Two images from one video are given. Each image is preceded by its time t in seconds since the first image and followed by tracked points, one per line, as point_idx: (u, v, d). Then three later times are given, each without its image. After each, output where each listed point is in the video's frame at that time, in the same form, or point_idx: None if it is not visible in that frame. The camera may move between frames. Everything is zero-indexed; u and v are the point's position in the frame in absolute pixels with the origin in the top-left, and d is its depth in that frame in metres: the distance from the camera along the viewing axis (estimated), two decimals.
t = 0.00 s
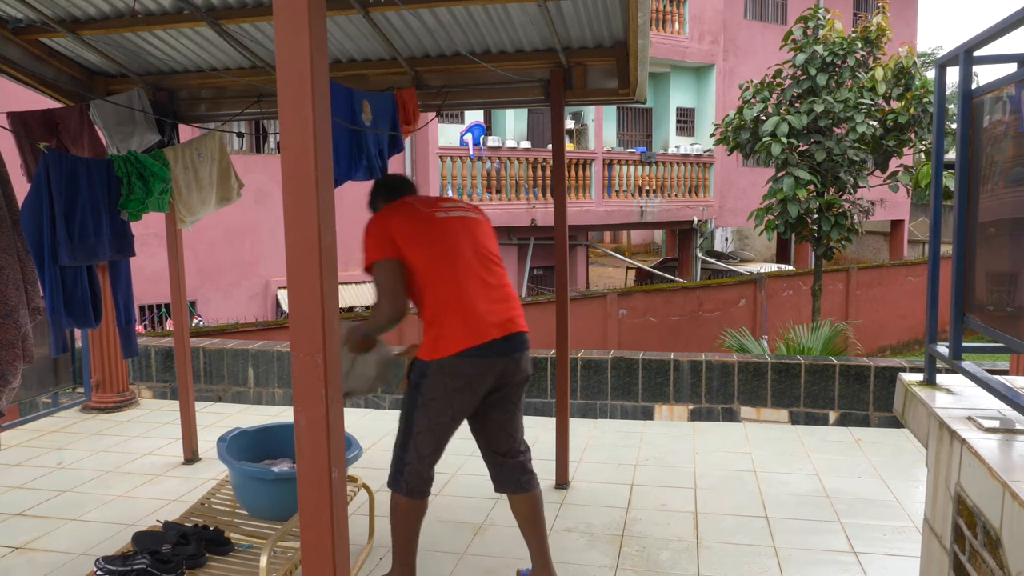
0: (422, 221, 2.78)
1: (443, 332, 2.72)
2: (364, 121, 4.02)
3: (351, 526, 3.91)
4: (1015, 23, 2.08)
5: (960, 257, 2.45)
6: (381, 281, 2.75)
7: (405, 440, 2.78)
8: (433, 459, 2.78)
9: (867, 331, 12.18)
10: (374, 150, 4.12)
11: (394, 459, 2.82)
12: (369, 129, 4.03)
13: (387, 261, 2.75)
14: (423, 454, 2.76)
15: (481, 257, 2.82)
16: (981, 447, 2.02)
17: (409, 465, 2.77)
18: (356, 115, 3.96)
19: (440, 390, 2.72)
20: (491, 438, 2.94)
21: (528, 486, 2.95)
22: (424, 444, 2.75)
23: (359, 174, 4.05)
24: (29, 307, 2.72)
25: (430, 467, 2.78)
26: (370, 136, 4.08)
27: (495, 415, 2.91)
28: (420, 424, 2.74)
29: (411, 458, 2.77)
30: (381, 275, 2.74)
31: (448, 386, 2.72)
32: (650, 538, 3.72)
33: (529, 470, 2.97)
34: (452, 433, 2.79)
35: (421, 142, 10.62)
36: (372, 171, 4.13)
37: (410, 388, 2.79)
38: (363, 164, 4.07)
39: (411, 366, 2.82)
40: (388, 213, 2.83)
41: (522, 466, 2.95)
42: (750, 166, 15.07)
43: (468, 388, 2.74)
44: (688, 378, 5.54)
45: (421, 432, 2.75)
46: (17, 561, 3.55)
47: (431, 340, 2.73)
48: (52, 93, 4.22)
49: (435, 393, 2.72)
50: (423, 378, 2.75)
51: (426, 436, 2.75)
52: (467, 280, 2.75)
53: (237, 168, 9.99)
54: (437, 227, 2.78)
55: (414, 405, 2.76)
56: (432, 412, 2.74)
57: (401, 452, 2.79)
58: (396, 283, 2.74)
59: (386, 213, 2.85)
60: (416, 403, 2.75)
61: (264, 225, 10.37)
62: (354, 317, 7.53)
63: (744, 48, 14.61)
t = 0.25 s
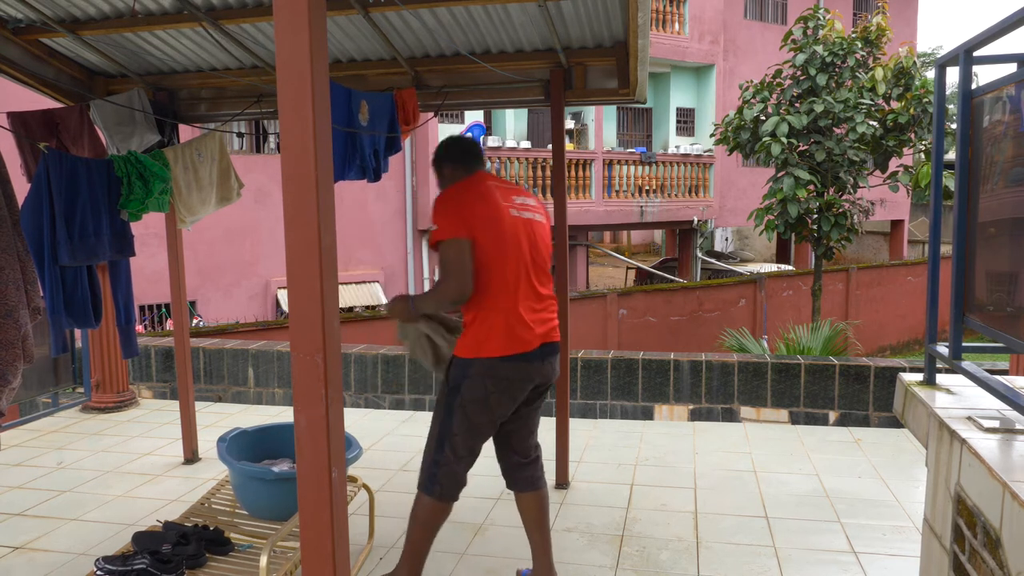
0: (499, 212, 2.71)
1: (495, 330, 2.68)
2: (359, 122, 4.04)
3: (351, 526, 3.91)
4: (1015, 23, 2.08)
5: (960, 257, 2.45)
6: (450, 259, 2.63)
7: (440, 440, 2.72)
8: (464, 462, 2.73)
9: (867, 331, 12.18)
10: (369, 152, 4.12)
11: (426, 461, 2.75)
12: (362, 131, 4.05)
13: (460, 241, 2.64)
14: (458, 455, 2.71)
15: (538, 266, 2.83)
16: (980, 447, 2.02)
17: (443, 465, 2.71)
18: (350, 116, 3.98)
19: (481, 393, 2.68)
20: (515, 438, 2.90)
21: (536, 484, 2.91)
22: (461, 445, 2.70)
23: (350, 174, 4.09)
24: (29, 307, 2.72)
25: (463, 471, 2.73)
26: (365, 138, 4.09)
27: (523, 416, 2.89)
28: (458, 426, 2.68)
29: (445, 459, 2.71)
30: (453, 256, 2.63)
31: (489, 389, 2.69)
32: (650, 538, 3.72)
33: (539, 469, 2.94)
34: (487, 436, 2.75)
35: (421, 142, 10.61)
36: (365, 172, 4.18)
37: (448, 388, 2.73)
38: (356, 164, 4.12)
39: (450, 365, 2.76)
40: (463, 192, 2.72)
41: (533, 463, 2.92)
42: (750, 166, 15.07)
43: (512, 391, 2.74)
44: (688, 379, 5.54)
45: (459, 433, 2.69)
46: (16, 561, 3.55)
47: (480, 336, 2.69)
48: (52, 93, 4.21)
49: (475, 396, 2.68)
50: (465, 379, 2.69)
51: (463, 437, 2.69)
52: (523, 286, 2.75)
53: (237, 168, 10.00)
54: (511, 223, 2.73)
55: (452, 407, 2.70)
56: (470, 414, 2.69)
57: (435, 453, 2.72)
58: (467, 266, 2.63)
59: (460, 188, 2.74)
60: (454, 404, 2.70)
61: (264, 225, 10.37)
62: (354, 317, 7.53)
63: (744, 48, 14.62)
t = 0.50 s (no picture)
0: (540, 213, 2.69)
1: (515, 331, 2.67)
2: (363, 122, 4.03)
3: (351, 526, 3.91)
4: (1015, 23, 2.08)
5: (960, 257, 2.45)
6: (485, 249, 2.60)
7: (449, 429, 2.69)
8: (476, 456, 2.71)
9: (867, 331, 12.18)
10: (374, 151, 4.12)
11: (436, 450, 2.72)
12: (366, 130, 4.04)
13: (498, 234, 2.61)
14: (467, 444, 2.68)
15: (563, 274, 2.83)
16: (980, 447, 2.02)
17: (453, 454, 2.68)
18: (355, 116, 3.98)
19: (490, 382, 2.67)
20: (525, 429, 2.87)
21: (548, 482, 2.89)
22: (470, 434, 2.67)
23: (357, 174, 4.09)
24: (29, 307, 2.72)
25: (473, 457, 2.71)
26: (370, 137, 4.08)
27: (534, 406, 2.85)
28: (467, 413, 2.67)
29: (455, 448, 2.68)
30: (489, 248, 2.60)
31: (499, 378, 2.68)
32: (650, 537, 3.72)
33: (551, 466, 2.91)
34: (497, 427, 2.72)
35: (421, 142, 10.61)
36: (373, 171, 4.19)
37: (458, 378, 2.72)
38: (362, 164, 4.12)
39: (461, 355, 2.76)
40: (509, 180, 2.68)
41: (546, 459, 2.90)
42: (750, 166, 15.07)
43: (527, 377, 2.71)
44: (688, 379, 5.54)
45: (466, 422, 2.67)
46: (16, 561, 3.55)
47: (497, 332, 2.68)
48: (52, 93, 4.21)
49: (485, 385, 2.67)
50: (475, 369, 2.68)
51: (472, 426, 2.67)
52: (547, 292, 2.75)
53: (237, 168, 10.00)
54: (547, 227, 2.72)
55: (461, 396, 2.69)
56: (480, 403, 2.67)
57: (444, 442, 2.70)
58: (502, 260, 2.61)
59: (506, 176, 2.70)
60: (463, 392, 2.69)
61: (264, 224, 10.36)
62: (354, 317, 7.53)
63: (744, 48, 14.62)
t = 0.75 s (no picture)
0: (553, 218, 2.67)
1: (516, 334, 2.67)
2: (367, 121, 4.04)
3: (351, 526, 3.91)
4: (1015, 23, 2.08)
5: (960, 257, 2.45)
6: (490, 250, 2.60)
7: (468, 434, 2.70)
8: (488, 458, 2.71)
9: (867, 331, 12.18)
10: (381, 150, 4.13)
11: (456, 458, 2.74)
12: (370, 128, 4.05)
13: (510, 234, 2.59)
14: (486, 447, 2.70)
15: (569, 279, 2.82)
16: (981, 447, 2.02)
17: (474, 461, 2.70)
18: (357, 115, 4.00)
19: (504, 381, 2.68)
20: (537, 429, 2.88)
21: (557, 482, 2.89)
22: (488, 437, 2.69)
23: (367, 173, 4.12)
24: (29, 307, 2.72)
25: (492, 462, 2.72)
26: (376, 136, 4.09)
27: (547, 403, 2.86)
28: (483, 416, 2.68)
29: (475, 454, 2.70)
30: (495, 249, 2.59)
31: (512, 377, 2.68)
32: (650, 537, 3.72)
33: (560, 466, 2.90)
34: (515, 426, 2.73)
35: (421, 142, 10.61)
36: (382, 171, 4.19)
37: (470, 381, 2.72)
38: (370, 164, 4.13)
39: (471, 357, 2.76)
40: (524, 180, 2.66)
41: (557, 458, 2.89)
42: (750, 166, 15.07)
43: (538, 371, 2.71)
44: (688, 379, 5.54)
45: (484, 425, 2.69)
46: (16, 561, 3.55)
47: (497, 333, 2.69)
48: (52, 92, 4.21)
49: (499, 384, 2.68)
50: (487, 370, 2.69)
51: (490, 428, 2.69)
52: (551, 298, 2.74)
53: (237, 168, 10.00)
54: (557, 233, 2.70)
55: (476, 398, 2.70)
56: (495, 404, 2.68)
57: (464, 448, 2.71)
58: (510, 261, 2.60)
59: (521, 175, 2.67)
60: (478, 395, 2.70)
61: (264, 224, 10.37)
62: (355, 317, 7.53)
63: (744, 48, 14.61)
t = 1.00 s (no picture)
0: (561, 221, 2.67)
1: (519, 336, 2.67)
2: (366, 121, 4.04)
3: (351, 526, 3.91)
4: (1014, 23, 2.08)
5: (960, 257, 2.45)
6: (494, 250, 2.60)
7: (471, 434, 2.70)
8: (490, 458, 2.71)
9: (867, 331, 12.18)
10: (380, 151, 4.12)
11: (459, 458, 2.74)
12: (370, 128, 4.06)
13: (519, 236, 2.58)
14: (490, 447, 2.70)
15: (573, 282, 2.82)
16: (981, 447, 2.02)
17: (477, 461, 2.70)
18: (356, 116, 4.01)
19: (507, 380, 2.67)
20: (540, 429, 2.88)
21: (559, 482, 2.89)
22: (492, 437, 2.69)
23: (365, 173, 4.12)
24: (29, 307, 2.72)
25: (496, 461, 2.72)
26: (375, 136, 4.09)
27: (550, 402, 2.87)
28: (487, 416, 2.68)
29: (478, 454, 2.70)
30: (500, 250, 2.58)
31: (515, 375, 2.68)
32: (650, 537, 3.72)
33: (561, 467, 2.90)
34: (518, 425, 2.73)
35: (421, 142, 10.61)
36: (379, 171, 4.18)
37: (473, 381, 2.72)
38: (369, 164, 4.12)
39: (473, 356, 2.76)
40: (532, 181, 2.64)
41: (558, 457, 2.89)
42: (750, 166, 15.07)
43: (541, 369, 2.71)
44: (688, 379, 5.54)
45: (488, 424, 2.69)
46: (16, 561, 3.55)
47: (498, 334, 2.69)
48: (52, 92, 4.21)
49: (502, 383, 2.67)
50: (490, 370, 2.69)
51: (493, 428, 2.69)
52: (555, 301, 2.73)
53: (237, 168, 10.00)
54: (563, 236, 2.69)
55: (480, 399, 2.69)
56: (498, 403, 2.68)
57: (467, 449, 2.71)
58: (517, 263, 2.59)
59: (529, 176, 2.66)
60: (481, 395, 2.69)
61: (264, 224, 10.37)
62: (355, 317, 7.53)
63: (744, 48, 14.61)
